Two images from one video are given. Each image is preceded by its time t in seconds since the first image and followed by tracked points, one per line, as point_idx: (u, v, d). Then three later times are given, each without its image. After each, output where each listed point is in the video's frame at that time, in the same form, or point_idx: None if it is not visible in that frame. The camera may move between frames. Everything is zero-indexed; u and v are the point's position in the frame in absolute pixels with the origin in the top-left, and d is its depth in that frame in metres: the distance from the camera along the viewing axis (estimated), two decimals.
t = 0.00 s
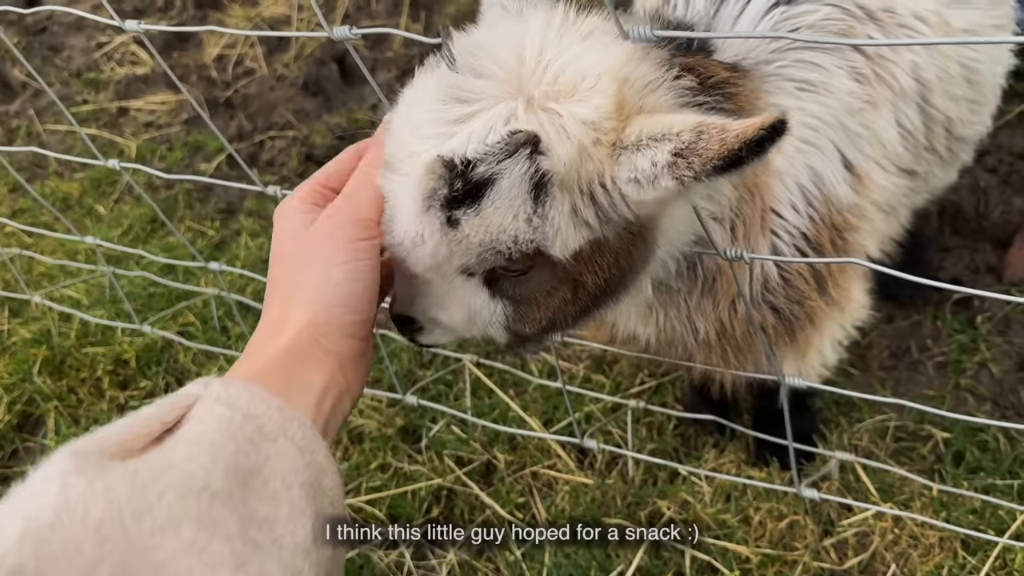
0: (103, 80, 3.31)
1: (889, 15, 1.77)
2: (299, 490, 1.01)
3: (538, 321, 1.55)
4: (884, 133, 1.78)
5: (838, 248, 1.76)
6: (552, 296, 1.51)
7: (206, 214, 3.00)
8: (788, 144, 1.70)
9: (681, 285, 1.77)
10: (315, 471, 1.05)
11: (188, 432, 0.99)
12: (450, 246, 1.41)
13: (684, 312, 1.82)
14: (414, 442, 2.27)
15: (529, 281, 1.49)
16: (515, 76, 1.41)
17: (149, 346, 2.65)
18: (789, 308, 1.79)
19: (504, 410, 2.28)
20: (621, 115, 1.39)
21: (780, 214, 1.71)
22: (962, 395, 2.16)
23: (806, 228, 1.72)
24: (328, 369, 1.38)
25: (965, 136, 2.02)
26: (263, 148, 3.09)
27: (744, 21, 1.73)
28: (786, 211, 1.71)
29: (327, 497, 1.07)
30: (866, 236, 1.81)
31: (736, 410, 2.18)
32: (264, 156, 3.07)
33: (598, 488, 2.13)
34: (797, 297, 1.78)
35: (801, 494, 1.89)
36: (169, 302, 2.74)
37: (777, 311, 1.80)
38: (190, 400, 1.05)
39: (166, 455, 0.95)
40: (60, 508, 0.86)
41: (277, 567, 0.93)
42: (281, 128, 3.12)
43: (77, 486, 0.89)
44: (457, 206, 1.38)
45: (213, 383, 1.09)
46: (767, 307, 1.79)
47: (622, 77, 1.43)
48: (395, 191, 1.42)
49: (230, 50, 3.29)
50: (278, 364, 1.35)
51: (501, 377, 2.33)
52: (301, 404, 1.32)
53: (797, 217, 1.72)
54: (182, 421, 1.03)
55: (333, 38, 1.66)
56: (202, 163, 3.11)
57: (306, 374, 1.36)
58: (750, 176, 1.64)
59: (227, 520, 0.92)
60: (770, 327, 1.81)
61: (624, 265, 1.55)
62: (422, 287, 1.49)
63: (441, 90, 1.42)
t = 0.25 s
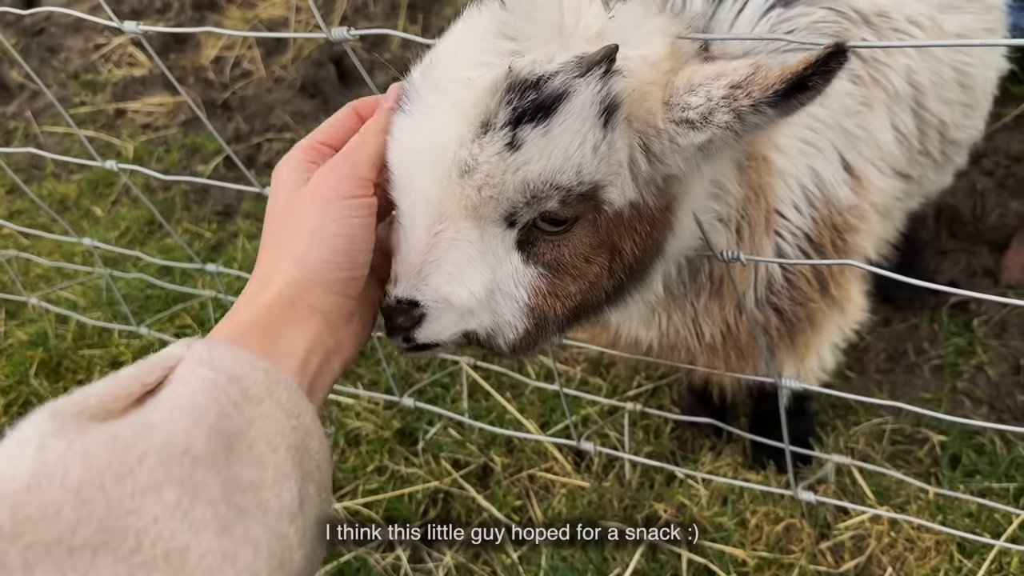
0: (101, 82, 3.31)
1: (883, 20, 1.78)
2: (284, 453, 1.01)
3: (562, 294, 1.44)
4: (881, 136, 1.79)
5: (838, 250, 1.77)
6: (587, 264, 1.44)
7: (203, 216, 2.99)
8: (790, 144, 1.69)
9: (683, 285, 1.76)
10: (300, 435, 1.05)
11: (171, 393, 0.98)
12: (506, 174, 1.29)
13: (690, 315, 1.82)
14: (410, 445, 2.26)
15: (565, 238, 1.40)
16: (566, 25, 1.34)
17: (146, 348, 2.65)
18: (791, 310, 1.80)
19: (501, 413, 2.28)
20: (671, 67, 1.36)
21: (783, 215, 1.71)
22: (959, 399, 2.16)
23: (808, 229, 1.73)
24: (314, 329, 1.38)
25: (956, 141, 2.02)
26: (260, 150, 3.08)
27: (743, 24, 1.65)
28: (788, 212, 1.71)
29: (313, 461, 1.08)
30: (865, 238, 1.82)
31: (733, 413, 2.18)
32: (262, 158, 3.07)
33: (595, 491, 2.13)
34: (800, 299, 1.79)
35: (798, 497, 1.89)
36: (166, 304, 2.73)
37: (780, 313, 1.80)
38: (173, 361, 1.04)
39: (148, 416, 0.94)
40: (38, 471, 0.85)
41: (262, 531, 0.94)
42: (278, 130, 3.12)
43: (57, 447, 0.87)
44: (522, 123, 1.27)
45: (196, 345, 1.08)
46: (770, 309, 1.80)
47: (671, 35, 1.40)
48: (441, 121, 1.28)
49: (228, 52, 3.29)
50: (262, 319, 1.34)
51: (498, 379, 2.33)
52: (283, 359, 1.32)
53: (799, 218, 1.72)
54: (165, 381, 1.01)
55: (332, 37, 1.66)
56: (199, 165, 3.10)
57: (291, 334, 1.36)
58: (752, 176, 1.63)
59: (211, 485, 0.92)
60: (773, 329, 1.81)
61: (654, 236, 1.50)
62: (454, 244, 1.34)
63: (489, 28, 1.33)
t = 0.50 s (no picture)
0: (99, 83, 3.31)
1: (881, 23, 1.78)
2: (289, 432, 1.01)
3: (557, 265, 1.40)
4: (881, 139, 1.79)
5: (838, 252, 1.77)
6: (586, 235, 1.40)
7: (202, 216, 2.99)
8: (791, 144, 1.70)
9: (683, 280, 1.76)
10: (304, 415, 1.06)
11: (176, 372, 0.98)
12: (507, 130, 1.27)
13: (689, 315, 1.82)
14: (410, 445, 2.27)
15: (563, 207, 1.36)
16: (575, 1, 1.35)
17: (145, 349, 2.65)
18: (789, 312, 1.81)
19: (500, 413, 2.28)
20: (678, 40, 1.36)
21: (783, 215, 1.71)
22: (957, 399, 2.16)
23: (807, 230, 1.73)
24: (310, 314, 1.40)
25: (955, 144, 2.02)
26: (259, 151, 3.09)
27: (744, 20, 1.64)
28: (788, 213, 1.71)
29: (317, 443, 1.07)
30: (866, 240, 1.82)
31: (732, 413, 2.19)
32: (261, 159, 3.07)
33: (594, 491, 2.13)
34: (799, 302, 1.80)
35: (797, 497, 1.90)
36: (165, 305, 2.73)
37: (778, 315, 1.81)
38: (177, 341, 1.03)
39: (154, 394, 0.94)
40: (48, 443, 0.84)
41: (268, 508, 0.94)
42: (277, 131, 3.12)
43: (66, 420, 0.86)
44: (527, 77, 1.26)
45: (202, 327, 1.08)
46: (768, 311, 1.80)
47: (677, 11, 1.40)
48: (444, 80, 1.28)
49: (226, 53, 3.29)
50: (261, 300, 1.37)
51: (497, 379, 2.34)
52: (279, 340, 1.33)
53: (799, 218, 1.72)
54: (169, 361, 1.02)
55: (333, 36, 1.66)
56: (198, 166, 3.10)
57: (290, 319, 1.38)
58: (750, 174, 1.62)
59: (218, 460, 0.92)
60: (771, 331, 1.82)
61: (652, 215, 1.47)
62: (446, 209, 1.31)
63: None
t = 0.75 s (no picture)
0: (99, 85, 3.31)
1: (882, 30, 1.80)
2: (300, 433, 1.02)
3: (546, 257, 1.40)
4: (881, 144, 1.81)
5: (838, 256, 1.78)
6: (579, 231, 1.40)
7: (203, 218, 3.00)
8: (791, 149, 1.72)
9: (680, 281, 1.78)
10: (316, 417, 1.07)
11: (187, 377, 1.00)
12: (521, 110, 1.28)
13: (687, 318, 1.83)
14: (411, 446, 2.28)
15: (561, 199, 1.36)
16: None
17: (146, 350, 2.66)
18: (788, 316, 1.82)
19: (501, 414, 2.29)
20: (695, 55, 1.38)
21: (782, 221, 1.72)
22: (956, 400, 2.18)
23: (807, 235, 1.75)
24: (308, 306, 1.39)
25: (955, 150, 2.04)
26: (260, 153, 3.10)
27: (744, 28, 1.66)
28: (788, 218, 1.73)
29: (330, 443, 1.08)
30: (867, 245, 1.83)
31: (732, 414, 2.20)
32: (262, 161, 3.08)
33: (595, 492, 2.14)
34: (798, 306, 1.81)
35: (797, 497, 1.91)
36: (166, 307, 2.74)
37: (777, 319, 1.82)
38: (187, 347, 1.05)
39: (167, 398, 0.96)
40: (67, 444, 0.85)
41: (284, 505, 0.95)
42: (278, 133, 3.13)
43: (83, 423, 0.88)
44: (550, 59, 1.28)
45: (213, 332, 1.10)
46: (767, 315, 1.82)
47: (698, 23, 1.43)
48: (471, 54, 1.30)
49: (227, 55, 3.30)
50: (254, 306, 1.37)
51: (498, 381, 2.35)
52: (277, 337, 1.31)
53: (798, 223, 1.74)
54: (180, 367, 1.04)
55: (341, 40, 1.68)
56: (199, 168, 3.11)
57: (286, 316, 1.37)
58: (750, 185, 1.63)
59: (233, 459, 0.93)
60: (770, 335, 1.83)
61: (645, 218, 1.48)
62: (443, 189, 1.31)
63: None
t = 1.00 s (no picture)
0: (99, 88, 3.32)
1: (884, 39, 1.81)
2: (333, 458, 1.03)
3: (547, 265, 1.39)
4: (882, 152, 1.82)
5: (839, 264, 1.80)
6: (578, 239, 1.39)
7: (203, 222, 3.01)
8: (792, 159, 1.73)
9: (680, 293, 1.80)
10: (348, 442, 1.07)
11: (222, 411, 1.03)
12: (507, 125, 1.27)
13: (687, 326, 1.85)
14: (411, 450, 2.28)
15: (557, 208, 1.36)
16: (586, 10, 1.40)
17: (146, 353, 2.67)
18: (789, 324, 1.83)
19: (501, 418, 2.30)
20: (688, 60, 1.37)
21: (782, 230, 1.73)
22: (953, 404, 2.19)
23: (807, 244, 1.76)
24: (322, 335, 1.40)
25: (955, 157, 2.05)
26: (259, 156, 3.10)
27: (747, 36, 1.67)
28: (788, 226, 1.73)
29: (363, 469, 1.09)
30: (867, 253, 1.84)
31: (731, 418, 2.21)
32: (261, 164, 3.08)
33: (594, 495, 2.15)
34: (798, 314, 1.82)
35: (796, 501, 1.92)
36: (166, 310, 2.75)
37: (777, 326, 1.83)
38: (221, 383, 1.08)
39: (204, 430, 0.99)
40: (109, 471, 0.89)
41: (316, 528, 0.96)
42: (277, 136, 3.14)
43: (125, 453, 0.91)
44: (533, 73, 1.27)
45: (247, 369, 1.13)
46: (767, 323, 1.82)
47: (692, 29, 1.42)
48: (456, 71, 1.30)
49: (226, 59, 3.31)
50: (269, 337, 1.38)
51: (497, 385, 2.36)
52: (294, 360, 1.31)
53: (799, 232, 1.74)
54: (215, 403, 1.06)
55: (343, 48, 1.69)
56: (198, 171, 3.12)
57: (301, 346, 1.37)
58: (750, 191, 1.65)
59: (267, 483, 0.95)
60: (770, 343, 1.84)
61: (646, 223, 1.47)
62: (439, 203, 1.32)
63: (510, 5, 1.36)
